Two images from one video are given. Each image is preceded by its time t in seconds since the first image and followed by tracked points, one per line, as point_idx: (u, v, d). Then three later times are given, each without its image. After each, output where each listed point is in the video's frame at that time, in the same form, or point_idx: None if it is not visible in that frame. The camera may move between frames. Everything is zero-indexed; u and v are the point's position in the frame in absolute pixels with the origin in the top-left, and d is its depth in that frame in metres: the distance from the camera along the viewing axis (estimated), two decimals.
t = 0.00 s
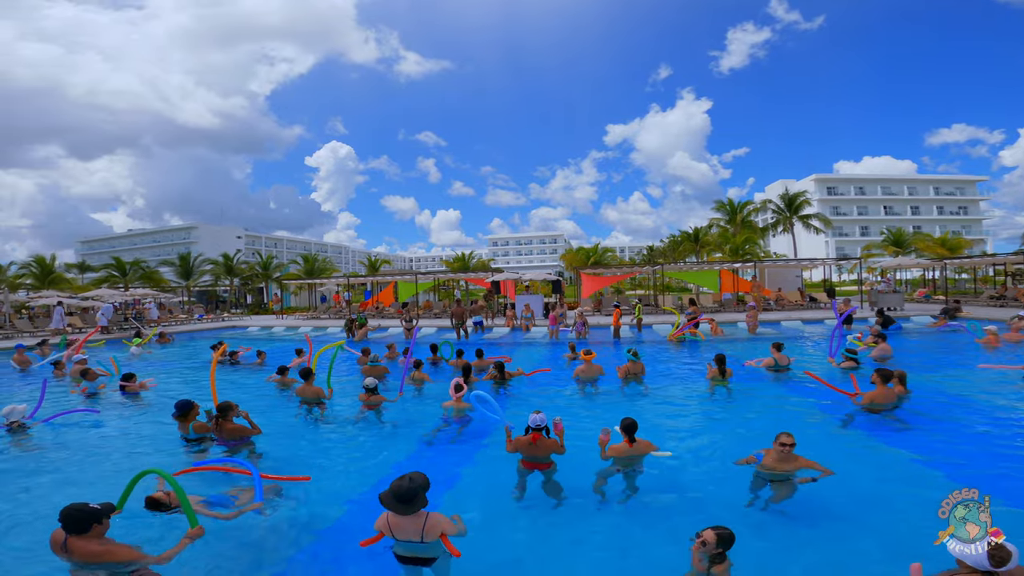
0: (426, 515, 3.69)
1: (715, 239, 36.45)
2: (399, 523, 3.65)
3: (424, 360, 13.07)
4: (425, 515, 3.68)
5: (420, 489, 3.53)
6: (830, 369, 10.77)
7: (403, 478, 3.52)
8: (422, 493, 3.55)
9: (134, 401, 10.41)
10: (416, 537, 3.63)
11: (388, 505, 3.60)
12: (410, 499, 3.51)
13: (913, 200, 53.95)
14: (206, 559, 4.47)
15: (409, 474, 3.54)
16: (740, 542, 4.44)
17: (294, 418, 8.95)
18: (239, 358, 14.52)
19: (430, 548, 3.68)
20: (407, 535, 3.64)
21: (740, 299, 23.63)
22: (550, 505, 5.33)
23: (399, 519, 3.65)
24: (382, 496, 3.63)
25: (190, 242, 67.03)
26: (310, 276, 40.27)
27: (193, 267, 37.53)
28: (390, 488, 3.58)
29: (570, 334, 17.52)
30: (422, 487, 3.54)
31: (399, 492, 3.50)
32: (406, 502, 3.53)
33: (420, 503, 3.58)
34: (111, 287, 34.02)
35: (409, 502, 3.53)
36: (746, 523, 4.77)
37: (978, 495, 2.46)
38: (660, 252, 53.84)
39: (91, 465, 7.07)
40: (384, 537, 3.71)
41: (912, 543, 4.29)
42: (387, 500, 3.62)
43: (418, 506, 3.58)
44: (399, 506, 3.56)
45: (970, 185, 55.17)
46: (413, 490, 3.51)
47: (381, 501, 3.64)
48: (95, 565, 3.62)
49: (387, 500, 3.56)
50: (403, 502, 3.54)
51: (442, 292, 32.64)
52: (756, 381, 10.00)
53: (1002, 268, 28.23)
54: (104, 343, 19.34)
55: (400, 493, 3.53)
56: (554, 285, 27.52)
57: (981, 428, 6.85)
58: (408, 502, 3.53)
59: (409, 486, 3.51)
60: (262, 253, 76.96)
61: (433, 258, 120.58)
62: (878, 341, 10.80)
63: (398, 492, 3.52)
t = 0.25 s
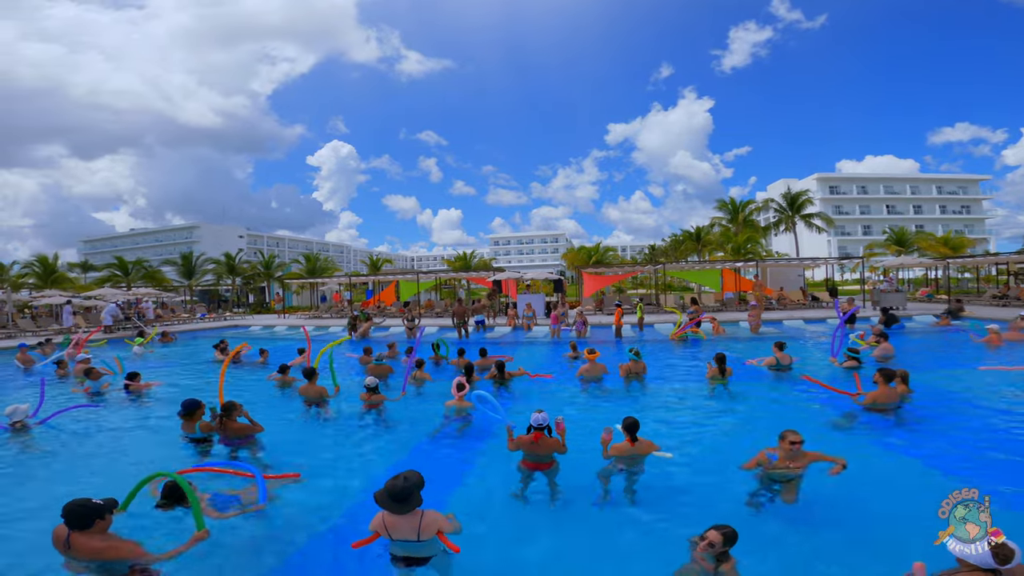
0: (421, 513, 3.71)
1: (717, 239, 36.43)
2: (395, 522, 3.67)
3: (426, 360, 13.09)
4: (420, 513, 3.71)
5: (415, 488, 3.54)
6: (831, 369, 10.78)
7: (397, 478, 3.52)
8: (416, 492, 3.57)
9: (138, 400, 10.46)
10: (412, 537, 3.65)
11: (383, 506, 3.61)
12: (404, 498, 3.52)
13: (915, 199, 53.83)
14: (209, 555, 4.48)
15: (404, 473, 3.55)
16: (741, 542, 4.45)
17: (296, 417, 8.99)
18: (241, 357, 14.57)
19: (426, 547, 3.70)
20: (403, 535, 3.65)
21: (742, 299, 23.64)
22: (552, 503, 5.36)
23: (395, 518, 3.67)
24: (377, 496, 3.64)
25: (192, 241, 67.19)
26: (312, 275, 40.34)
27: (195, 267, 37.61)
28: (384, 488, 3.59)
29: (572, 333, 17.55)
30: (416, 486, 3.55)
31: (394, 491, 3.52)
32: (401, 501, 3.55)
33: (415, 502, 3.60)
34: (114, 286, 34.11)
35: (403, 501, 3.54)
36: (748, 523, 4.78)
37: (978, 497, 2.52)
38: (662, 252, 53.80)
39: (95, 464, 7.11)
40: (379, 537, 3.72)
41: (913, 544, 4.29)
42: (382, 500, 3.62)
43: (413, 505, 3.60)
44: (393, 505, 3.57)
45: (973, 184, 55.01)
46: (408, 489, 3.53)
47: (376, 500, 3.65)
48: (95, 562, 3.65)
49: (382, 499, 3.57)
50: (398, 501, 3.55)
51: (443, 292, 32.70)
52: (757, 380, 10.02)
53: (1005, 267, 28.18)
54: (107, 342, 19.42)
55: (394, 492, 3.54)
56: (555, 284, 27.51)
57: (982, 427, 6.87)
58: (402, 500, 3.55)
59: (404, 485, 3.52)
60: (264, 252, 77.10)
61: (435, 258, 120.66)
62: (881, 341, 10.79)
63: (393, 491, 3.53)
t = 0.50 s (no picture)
0: (418, 512, 3.72)
1: (718, 238, 36.43)
2: (392, 521, 3.69)
3: (426, 359, 13.12)
4: (417, 512, 3.71)
5: (412, 487, 3.55)
6: (832, 368, 10.79)
7: (393, 477, 3.54)
8: (413, 491, 3.59)
9: (140, 400, 10.47)
10: (408, 536, 3.65)
11: (380, 505, 3.62)
12: (401, 497, 3.54)
13: (917, 199, 53.78)
14: (211, 555, 4.48)
15: (400, 472, 3.57)
16: (742, 542, 4.46)
17: (298, 416, 9.01)
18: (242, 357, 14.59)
19: (423, 547, 3.70)
20: (400, 534, 3.66)
21: (742, 298, 23.65)
22: (554, 503, 5.37)
23: (392, 517, 3.69)
24: (374, 495, 3.66)
25: (193, 241, 67.26)
26: (313, 275, 40.38)
27: (196, 266, 37.64)
28: (381, 487, 3.61)
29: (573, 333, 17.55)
30: (413, 486, 3.56)
31: (391, 490, 3.53)
32: (397, 500, 3.56)
33: (411, 501, 3.61)
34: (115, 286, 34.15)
35: (401, 500, 3.55)
36: (749, 522, 4.79)
37: (978, 497, 2.50)
38: (663, 251, 53.77)
39: (98, 463, 7.13)
40: (376, 536, 3.74)
41: (915, 544, 4.29)
42: (380, 499, 3.64)
43: (410, 504, 3.61)
44: (391, 504, 3.59)
45: (974, 184, 54.95)
46: (404, 488, 3.54)
47: (374, 500, 3.66)
48: (99, 562, 3.66)
49: (379, 498, 3.59)
50: (395, 500, 3.56)
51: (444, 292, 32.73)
52: (759, 379, 10.04)
53: (1007, 267, 28.15)
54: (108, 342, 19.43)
55: (391, 491, 3.56)
56: (556, 283, 27.53)
57: (983, 426, 6.88)
58: (399, 500, 3.56)
59: (400, 484, 3.54)
60: (265, 252, 77.21)
61: (436, 258, 120.63)
62: (882, 340, 10.80)
63: (390, 490, 3.55)
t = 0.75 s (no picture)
0: (416, 511, 3.73)
1: (718, 238, 36.44)
2: (390, 521, 3.69)
3: (426, 360, 13.15)
4: (415, 511, 3.72)
5: (410, 487, 3.57)
6: (833, 368, 10.80)
7: (392, 477, 3.56)
8: (412, 491, 3.60)
9: (141, 400, 10.50)
10: (406, 536, 3.66)
11: (379, 504, 3.64)
12: (399, 496, 3.55)
13: (918, 198, 53.74)
14: (213, 555, 4.50)
15: (398, 472, 3.58)
16: (743, 542, 4.47)
17: (300, 416, 9.03)
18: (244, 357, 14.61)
19: (421, 546, 3.72)
20: (398, 534, 3.67)
21: (743, 298, 23.66)
22: (555, 502, 5.39)
23: (390, 517, 3.70)
24: (372, 495, 3.67)
25: (194, 241, 67.35)
26: (314, 275, 40.43)
27: (197, 266, 37.70)
28: (379, 487, 3.62)
29: (573, 332, 17.57)
30: (411, 486, 3.58)
31: (389, 489, 3.55)
32: (396, 500, 3.57)
33: (409, 500, 3.62)
34: (116, 286, 34.20)
35: (399, 499, 3.57)
36: (755, 520, 4.83)
37: (977, 497, 2.53)
38: (664, 251, 53.76)
39: (100, 463, 7.15)
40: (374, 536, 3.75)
41: (916, 543, 4.31)
42: (378, 499, 3.65)
43: (408, 503, 3.63)
44: (389, 504, 3.61)
45: (975, 183, 54.90)
46: (402, 488, 3.55)
47: (371, 500, 3.68)
48: (102, 564, 3.68)
49: (377, 498, 3.60)
50: (393, 500, 3.58)
51: (445, 292, 32.75)
52: (759, 379, 10.05)
53: (1008, 267, 28.11)
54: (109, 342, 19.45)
55: (390, 491, 3.57)
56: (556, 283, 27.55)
57: (983, 426, 6.90)
58: (397, 499, 3.58)
59: (398, 484, 3.55)
60: (266, 252, 77.29)
61: (436, 258, 120.65)
62: (883, 339, 10.83)
63: (388, 490, 3.56)
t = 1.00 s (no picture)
0: (414, 512, 3.72)
1: (718, 238, 36.48)
2: (387, 521, 3.68)
3: (426, 360, 13.15)
4: (413, 512, 3.72)
5: (409, 487, 3.57)
6: (833, 369, 10.81)
7: (391, 477, 3.56)
8: (410, 491, 3.60)
9: (141, 400, 10.50)
10: (404, 536, 3.65)
11: (377, 504, 3.63)
12: (398, 496, 3.55)
13: (917, 198, 53.79)
14: (211, 555, 4.48)
15: (397, 472, 3.58)
16: (742, 542, 4.48)
17: (299, 417, 9.03)
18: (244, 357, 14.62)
19: (418, 546, 3.71)
20: (395, 534, 3.65)
21: (743, 298, 23.67)
22: (555, 503, 5.39)
23: (388, 517, 3.69)
24: (371, 494, 3.67)
25: (194, 242, 67.34)
26: (314, 275, 40.44)
27: (197, 267, 37.70)
28: (378, 487, 3.62)
29: (573, 333, 17.59)
30: (410, 486, 3.58)
31: (388, 489, 3.55)
32: (394, 500, 3.57)
33: (408, 501, 3.62)
34: (116, 287, 34.21)
35: (397, 499, 3.57)
36: (754, 521, 4.84)
37: (977, 497, 2.55)
38: (663, 251, 53.80)
39: (100, 464, 7.15)
40: (371, 537, 3.74)
41: (914, 543, 4.30)
42: (376, 499, 3.65)
43: (406, 504, 3.62)
44: (388, 504, 3.60)
45: (975, 183, 54.94)
46: (401, 488, 3.55)
47: (370, 499, 3.68)
48: (101, 562, 3.68)
49: (376, 498, 3.60)
50: (392, 500, 3.58)
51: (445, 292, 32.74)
52: (759, 379, 10.06)
53: (1008, 267, 28.15)
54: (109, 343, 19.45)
55: (388, 491, 3.57)
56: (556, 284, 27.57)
57: (984, 426, 6.90)
58: (396, 499, 3.58)
59: (397, 484, 3.55)
60: (265, 253, 77.30)
61: (436, 258, 120.70)
62: (882, 339, 10.82)
63: (387, 490, 3.56)
